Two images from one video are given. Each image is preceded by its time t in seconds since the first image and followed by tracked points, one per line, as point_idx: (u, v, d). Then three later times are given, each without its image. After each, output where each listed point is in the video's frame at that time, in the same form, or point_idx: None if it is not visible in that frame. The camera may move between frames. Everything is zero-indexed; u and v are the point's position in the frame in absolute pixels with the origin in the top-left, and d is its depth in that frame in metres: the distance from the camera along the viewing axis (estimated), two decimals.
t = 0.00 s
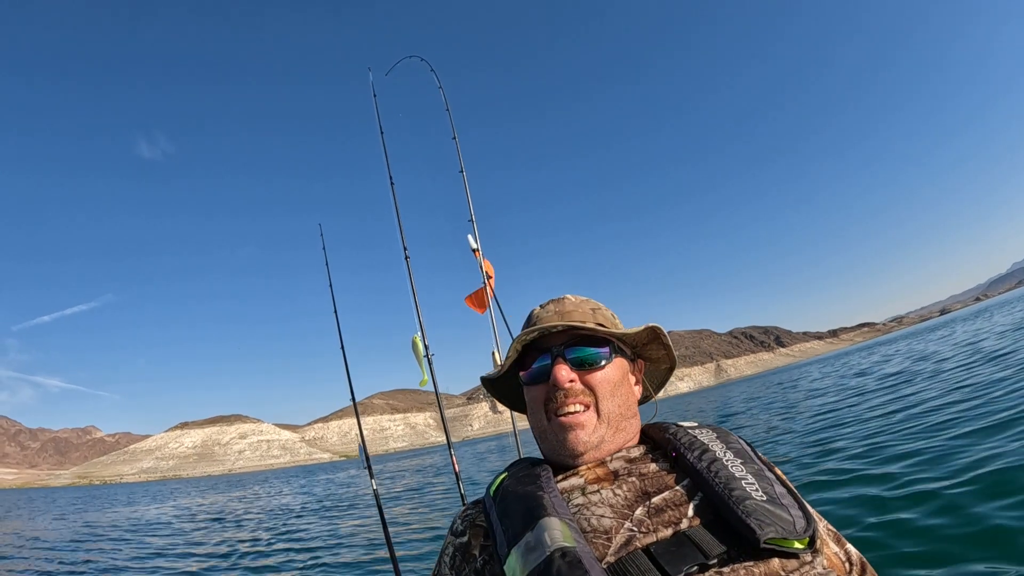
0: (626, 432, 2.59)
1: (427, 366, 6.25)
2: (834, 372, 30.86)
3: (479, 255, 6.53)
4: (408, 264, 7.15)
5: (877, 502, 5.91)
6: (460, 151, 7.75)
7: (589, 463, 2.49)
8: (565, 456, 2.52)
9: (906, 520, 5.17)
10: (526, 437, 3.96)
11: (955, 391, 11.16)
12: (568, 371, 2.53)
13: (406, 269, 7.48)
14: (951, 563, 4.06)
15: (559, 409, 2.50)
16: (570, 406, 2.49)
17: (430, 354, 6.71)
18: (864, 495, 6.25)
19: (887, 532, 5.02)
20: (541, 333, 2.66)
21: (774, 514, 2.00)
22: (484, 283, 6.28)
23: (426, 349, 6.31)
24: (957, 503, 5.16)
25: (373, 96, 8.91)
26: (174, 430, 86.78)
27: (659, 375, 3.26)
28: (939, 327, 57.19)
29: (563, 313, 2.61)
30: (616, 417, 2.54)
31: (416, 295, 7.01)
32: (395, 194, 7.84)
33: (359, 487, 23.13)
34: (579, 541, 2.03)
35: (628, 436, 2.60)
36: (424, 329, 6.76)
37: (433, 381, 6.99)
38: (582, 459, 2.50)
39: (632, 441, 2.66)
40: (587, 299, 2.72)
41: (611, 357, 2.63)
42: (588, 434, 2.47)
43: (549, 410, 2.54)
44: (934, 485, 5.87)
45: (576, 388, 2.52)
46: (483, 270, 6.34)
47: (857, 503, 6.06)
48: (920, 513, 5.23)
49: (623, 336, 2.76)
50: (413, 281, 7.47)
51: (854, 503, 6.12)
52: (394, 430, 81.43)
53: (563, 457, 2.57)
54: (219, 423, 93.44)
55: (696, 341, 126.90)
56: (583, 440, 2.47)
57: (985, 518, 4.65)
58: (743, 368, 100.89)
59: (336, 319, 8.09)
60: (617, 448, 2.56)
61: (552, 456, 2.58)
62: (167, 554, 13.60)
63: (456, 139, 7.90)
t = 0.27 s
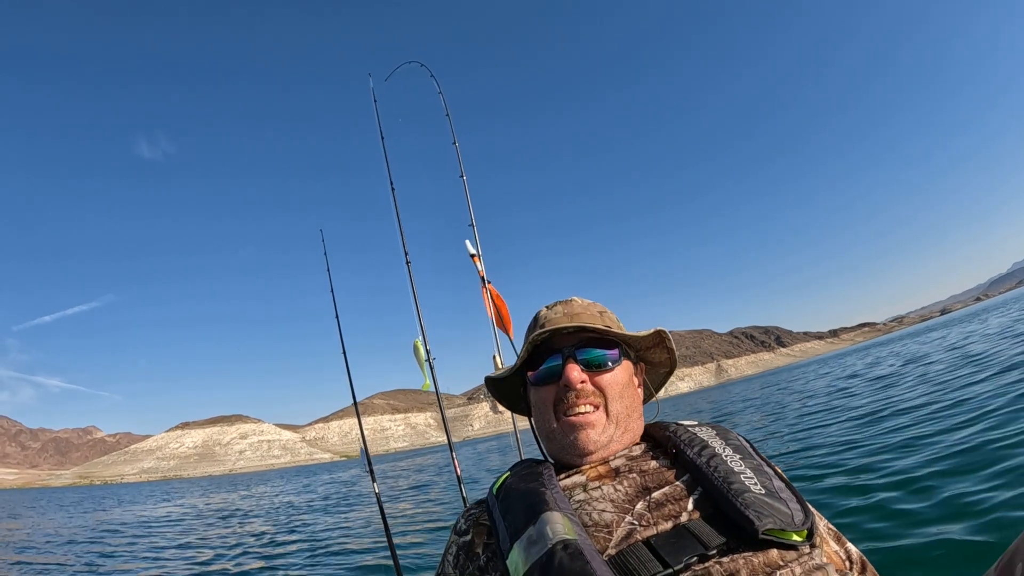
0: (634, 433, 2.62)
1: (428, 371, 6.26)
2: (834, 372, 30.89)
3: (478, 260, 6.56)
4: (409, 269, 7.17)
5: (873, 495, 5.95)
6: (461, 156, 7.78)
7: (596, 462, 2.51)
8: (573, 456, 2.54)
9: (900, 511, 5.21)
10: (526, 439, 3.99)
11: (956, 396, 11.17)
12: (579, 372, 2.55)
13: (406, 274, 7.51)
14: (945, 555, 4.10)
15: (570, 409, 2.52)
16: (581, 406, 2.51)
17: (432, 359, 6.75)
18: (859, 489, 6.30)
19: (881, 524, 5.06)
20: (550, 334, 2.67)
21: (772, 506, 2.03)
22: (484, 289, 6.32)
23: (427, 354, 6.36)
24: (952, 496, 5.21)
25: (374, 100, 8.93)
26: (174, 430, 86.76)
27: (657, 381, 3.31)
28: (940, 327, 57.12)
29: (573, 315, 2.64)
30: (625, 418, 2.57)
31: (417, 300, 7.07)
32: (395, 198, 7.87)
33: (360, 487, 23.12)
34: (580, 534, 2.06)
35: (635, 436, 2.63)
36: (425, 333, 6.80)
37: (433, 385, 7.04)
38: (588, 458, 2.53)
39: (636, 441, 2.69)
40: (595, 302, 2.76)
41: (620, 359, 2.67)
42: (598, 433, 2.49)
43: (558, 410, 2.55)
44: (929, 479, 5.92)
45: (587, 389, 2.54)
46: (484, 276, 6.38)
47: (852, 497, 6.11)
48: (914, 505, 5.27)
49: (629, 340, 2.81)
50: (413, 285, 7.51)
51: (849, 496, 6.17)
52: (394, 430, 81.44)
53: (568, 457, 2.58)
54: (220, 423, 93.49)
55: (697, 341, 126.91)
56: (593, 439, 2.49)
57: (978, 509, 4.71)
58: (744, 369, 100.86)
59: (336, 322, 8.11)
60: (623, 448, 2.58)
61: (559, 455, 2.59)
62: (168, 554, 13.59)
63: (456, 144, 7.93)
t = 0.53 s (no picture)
0: (640, 435, 2.62)
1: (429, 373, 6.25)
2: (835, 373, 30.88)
3: (480, 262, 6.57)
4: (410, 272, 7.17)
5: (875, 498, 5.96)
6: (461, 159, 7.78)
7: (600, 462, 2.51)
8: (578, 457, 2.53)
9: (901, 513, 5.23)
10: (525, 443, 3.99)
11: (955, 393, 11.22)
12: (590, 371, 2.56)
13: (407, 276, 7.50)
14: (948, 556, 4.11)
15: (579, 409, 2.52)
16: (591, 406, 2.51)
17: (432, 362, 6.74)
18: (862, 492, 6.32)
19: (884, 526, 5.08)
20: (560, 334, 2.68)
21: (771, 506, 2.03)
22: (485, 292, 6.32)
23: (428, 356, 6.35)
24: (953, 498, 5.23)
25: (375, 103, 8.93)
26: (176, 431, 86.81)
27: (657, 387, 3.32)
28: (941, 327, 57.08)
29: (583, 316, 2.65)
30: (633, 420, 2.58)
31: (417, 302, 7.07)
32: (396, 200, 7.87)
33: (360, 488, 23.12)
34: (578, 534, 2.06)
35: (641, 439, 2.63)
36: (426, 336, 6.79)
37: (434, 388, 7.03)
38: (591, 459, 2.52)
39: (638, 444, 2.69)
40: (603, 305, 2.78)
41: (627, 362, 2.69)
42: (606, 433, 2.50)
43: (567, 410, 2.55)
44: (930, 481, 5.94)
45: (597, 389, 2.54)
46: (485, 279, 6.38)
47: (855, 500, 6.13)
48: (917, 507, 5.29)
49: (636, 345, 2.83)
50: (413, 288, 7.51)
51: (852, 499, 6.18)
52: (395, 430, 81.49)
53: (572, 458, 2.58)
54: (221, 424, 93.57)
55: (697, 342, 126.90)
56: (601, 438, 2.49)
57: (980, 510, 4.73)
58: (745, 369, 100.89)
59: (337, 325, 8.12)
60: (627, 450, 2.58)
61: (564, 455, 2.58)
62: (169, 554, 13.59)
63: (457, 147, 7.93)
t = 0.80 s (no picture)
0: (639, 435, 2.63)
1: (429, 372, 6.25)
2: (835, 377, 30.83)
3: (480, 262, 6.58)
4: (410, 271, 7.17)
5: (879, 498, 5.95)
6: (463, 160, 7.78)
7: (599, 462, 2.52)
8: (577, 455, 2.53)
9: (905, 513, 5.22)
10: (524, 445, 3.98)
11: (954, 398, 11.24)
12: (590, 371, 2.56)
13: (407, 276, 7.49)
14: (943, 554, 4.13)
15: (579, 407, 2.52)
16: (591, 405, 2.51)
17: (432, 360, 6.73)
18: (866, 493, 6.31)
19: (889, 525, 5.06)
20: (561, 333, 2.68)
21: (769, 509, 2.04)
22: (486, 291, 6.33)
23: (428, 355, 6.35)
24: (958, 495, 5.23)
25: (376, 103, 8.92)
26: (176, 432, 86.76)
27: (656, 390, 3.33)
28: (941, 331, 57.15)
29: (583, 316, 2.66)
30: (632, 419, 2.59)
31: (417, 301, 7.07)
32: (397, 200, 7.86)
33: (359, 490, 23.08)
34: (577, 534, 2.07)
35: (639, 439, 2.64)
36: (426, 335, 6.78)
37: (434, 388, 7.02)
38: (590, 458, 2.53)
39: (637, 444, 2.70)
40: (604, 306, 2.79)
41: (627, 362, 2.70)
42: (606, 431, 2.50)
43: (567, 408, 2.55)
44: (933, 479, 5.95)
45: (597, 389, 2.55)
46: (485, 278, 6.38)
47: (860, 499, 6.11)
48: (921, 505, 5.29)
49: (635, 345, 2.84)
50: (414, 289, 7.50)
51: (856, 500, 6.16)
52: (395, 432, 81.47)
53: (571, 457, 2.58)
54: (220, 425, 93.52)
55: (697, 345, 126.83)
56: (601, 437, 2.49)
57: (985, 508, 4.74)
58: (745, 373, 100.85)
59: (337, 324, 8.11)
60: (626, 450, 2.59)
61: (563, 454, 2.58)
62: (167, 555, 13.57)
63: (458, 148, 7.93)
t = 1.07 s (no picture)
0: (645, 436, 2.64)
1: (431, 370, 6.26)
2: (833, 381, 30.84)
3: (483, 260, 6.59)
4: (413, 269, 7.17)
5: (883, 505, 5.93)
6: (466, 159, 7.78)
7: (606, 463, 2.52)
8: (584, 456, 2.54)
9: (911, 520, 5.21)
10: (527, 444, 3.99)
11: (953, 402, 11.26)
12: (597, 373, 2.56)
13: (410, 274, 7.48)
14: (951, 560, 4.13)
15: (585, 410, 2.53)
16: (598, 408, 2.51)
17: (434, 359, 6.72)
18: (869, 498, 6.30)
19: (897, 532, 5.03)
20: (567, 335, 2.67)
21: (779, 512, 2.04)
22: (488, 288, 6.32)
23: (430, 353, 6.34)
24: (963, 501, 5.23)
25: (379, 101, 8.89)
26: (173, 432, 86.52)
27: (662, 387, 3.33)
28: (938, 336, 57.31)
29: (589, 317, 2.65)
30: (638, 421, 2.59)
31: (420, 299, 7.05)
32: (400, 198, 7.84)
33: (357, 491, 23.03)
34: (586, 535, 2.07)
35: (645, 440, 2.65)
36: (429, 333, 6.77)
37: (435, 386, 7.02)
38: (597, 460, 2.53)
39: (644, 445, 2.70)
40: (610, 306, 2.78)
41: (634, 363, 2.69)
42: (613, 433, 2.51)
43: (573, 410, 2.56)
44: (937, 486, 5.95)
45: (603, 391, 2.55)
46: (488, 276, 6.38)
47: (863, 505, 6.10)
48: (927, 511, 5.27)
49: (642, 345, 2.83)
50: (415, 287, 7.50)
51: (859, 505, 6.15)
52: (393, 433, 81.37)
53: (577, 458, 2.59)
54: (218, 425, 93.32)
55: (695, 348, 126.91)
56: (607, 438, 2.50)
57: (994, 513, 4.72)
58: (743, 376, 100.96)
59: (339, 322, 8.08)
60: (633, 452, 2.59)
61: (570, 456, 2.58)
62: (164, 555, 13.52)
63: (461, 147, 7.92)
